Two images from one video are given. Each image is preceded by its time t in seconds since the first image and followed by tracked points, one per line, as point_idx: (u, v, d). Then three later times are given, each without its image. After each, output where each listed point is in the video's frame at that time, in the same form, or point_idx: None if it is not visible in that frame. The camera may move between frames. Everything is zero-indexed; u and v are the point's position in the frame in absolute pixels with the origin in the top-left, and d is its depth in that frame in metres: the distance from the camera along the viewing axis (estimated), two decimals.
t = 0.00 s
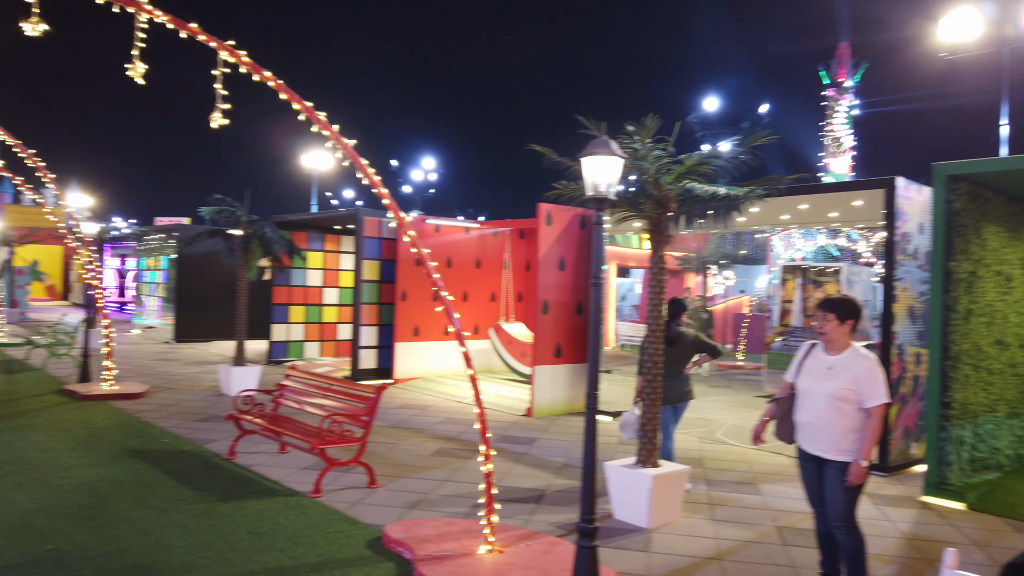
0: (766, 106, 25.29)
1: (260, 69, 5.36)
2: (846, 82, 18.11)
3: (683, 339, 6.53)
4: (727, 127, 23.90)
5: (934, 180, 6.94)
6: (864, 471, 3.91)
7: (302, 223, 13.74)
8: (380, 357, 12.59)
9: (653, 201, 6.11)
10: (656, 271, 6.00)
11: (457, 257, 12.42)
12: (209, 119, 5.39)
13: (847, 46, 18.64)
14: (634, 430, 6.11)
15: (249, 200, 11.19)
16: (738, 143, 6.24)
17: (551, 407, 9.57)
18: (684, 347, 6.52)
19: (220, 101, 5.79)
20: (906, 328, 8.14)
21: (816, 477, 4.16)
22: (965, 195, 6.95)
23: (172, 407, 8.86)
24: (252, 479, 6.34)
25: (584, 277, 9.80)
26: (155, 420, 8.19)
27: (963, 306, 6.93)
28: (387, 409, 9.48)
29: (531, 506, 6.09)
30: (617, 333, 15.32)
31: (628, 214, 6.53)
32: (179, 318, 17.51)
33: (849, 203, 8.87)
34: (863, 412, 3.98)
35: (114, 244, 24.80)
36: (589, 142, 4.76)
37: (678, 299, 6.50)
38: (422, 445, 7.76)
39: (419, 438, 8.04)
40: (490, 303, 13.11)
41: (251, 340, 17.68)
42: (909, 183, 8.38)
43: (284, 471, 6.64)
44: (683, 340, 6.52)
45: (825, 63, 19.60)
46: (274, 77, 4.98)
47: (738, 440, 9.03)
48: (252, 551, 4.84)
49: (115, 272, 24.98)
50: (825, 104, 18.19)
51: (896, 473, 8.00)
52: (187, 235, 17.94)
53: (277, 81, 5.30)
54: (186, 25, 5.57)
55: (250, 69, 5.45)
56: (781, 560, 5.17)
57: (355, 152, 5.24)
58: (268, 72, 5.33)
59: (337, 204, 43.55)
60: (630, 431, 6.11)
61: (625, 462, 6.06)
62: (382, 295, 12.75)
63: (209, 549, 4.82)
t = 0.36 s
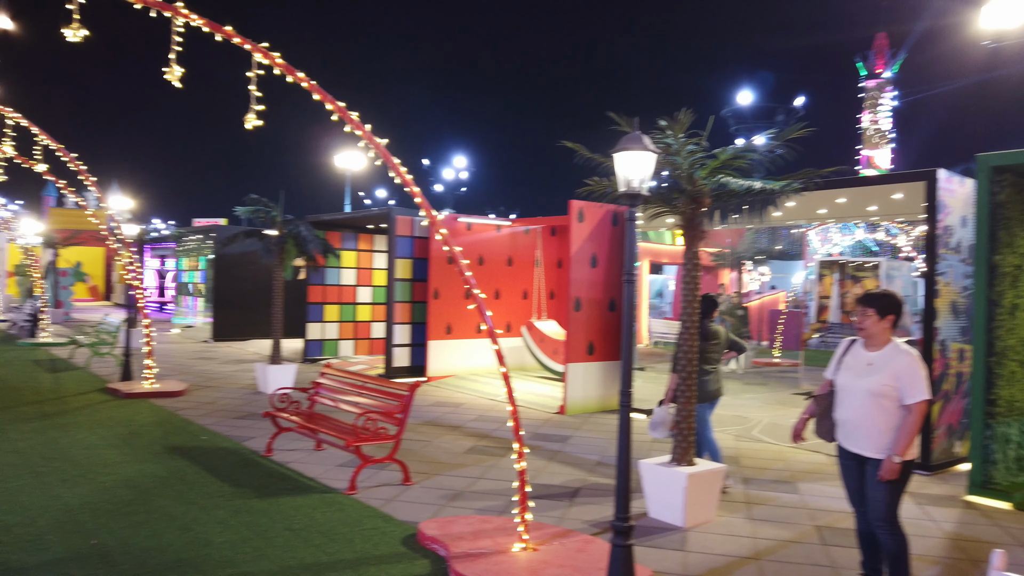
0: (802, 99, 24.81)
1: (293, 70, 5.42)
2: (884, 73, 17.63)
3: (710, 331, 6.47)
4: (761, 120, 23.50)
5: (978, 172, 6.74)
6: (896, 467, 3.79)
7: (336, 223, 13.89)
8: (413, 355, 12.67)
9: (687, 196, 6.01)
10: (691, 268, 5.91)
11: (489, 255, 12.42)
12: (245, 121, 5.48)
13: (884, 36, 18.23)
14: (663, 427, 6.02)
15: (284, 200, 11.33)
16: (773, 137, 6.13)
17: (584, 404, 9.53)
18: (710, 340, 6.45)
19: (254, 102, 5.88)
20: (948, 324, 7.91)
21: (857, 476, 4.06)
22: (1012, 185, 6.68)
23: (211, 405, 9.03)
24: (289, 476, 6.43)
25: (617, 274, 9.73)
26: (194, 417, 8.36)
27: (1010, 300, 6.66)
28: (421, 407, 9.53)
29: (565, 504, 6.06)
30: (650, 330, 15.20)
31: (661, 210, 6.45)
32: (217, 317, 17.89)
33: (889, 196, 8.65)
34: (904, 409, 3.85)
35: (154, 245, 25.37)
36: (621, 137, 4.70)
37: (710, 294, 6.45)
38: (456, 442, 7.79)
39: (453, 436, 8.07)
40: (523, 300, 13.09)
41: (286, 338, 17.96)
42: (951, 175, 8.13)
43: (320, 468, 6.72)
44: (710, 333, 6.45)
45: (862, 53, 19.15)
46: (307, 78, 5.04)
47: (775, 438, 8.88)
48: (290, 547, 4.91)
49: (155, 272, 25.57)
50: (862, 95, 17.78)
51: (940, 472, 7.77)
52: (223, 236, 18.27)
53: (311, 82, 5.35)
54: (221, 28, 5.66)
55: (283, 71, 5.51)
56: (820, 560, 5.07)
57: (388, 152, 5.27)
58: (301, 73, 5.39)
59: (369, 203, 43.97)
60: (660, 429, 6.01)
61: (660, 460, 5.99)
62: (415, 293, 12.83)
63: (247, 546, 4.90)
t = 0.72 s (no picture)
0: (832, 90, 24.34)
1: (320, 70, 5.46)
2: (918, 63, 17.06)
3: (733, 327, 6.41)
4: (791, 113, 23.11)
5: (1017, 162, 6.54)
6: (936, 467, 3.68)
7: (364, 222, 13.99)
8: (441, 352, 12.72)
9: (715, 190, 5.93)
10: (720, 263, 5.83)
11: (516, 252, 12.41)
12: (274, 121, 5.54)
13: (917, 25, 17.79)
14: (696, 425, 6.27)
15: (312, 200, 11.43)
16: (803, 129, 6.03)
17: (613, 401, 9.47)
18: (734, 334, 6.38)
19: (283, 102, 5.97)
20: (986, 318, 7.71)
21: (892, 474, 3.98)
22: None
23: (243, 403, 9.16)
24: (320, 473, 6.50)
25: (644, 270, 9.66)
26: (227, 415, 8.48)
27: None
28: (449, 404, 9.57)
29: (595, 501, 6.04)
30: (679, 326, 15.09)
31: (689, 205, 6.38)
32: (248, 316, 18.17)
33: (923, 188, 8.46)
34: (940, 406, 3.75)
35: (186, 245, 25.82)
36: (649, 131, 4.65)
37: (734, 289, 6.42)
38: (484, 439, 7.80)
39: (481, 433, 8.09)
40: (550, 297, 13.07)
41: (316, 337, 18.16)
42: (988, 165, 7.92)
43: (350, 465, 6.77)
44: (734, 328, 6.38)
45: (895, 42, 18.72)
46: (335, 78, 5.08)
47: (807, 435, 8.75)
48: (320, 544, 4.96)
49: (187, 272, 26.02)
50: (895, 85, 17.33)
51: (978, 469, 7.59)
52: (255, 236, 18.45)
53: (338, 82, 5.39)
54: (249, 30, 5.73)
55: (311, 71, 5.56)
56: (855, 558, 4.97)
57: (414, 150, 5.28)
58: (328, 73, 5.43)
59: (396, 202, 44.21)
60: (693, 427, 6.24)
61: (689, 458, 5.93)
62: (442, 291, 12.88)
63: (279, 542, 4.96)
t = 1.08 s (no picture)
0: (862, 82, 23.86)
1: (346, 69, 5.50)
2: (949, 54, 16.57)
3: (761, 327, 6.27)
4: (820, 105, 22.72)
5: None
6: (976, 465, 3.59)
7: (389, 221, 14.07)
8: (467, 349, 12.75)
9: (743, 184, 5.84)
10: (748, 258, 5.76)
11: (541, 249, 12.39)
12: (301, 120, 5.60)
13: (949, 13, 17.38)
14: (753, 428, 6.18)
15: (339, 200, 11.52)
16: (833, 121, 5.93)
17: (640, 398, 9.40)
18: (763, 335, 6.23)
19: (309, 102, 6.03)
20: (1023, 312, 7.52)
21: (923, 471, 3.89)
22: None
23: (272, 401, 9.27)
24: (348, 470, 6.55)
25: (671, 265, 9.58)
26: (256, 412, 8.59)
27: None
28: (475, 401, 9.59)
29: (623, 498, 6.01)
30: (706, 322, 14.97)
31: (716, 199, 6.31)
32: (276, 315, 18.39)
33: (957, 180, 8.28)
34: (974, 402, 3.66)
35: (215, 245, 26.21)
36: (675, 125, 4.60)
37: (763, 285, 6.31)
38: (511, 436, 7.80)
39: (507, 430, 8.09)
40: (576, 294, 13.02)
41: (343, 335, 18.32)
42: None
43: (378, 462, 6.82)
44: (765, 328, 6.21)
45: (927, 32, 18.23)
46: (360, 77, 5.11)
47: (838, 431, 8.62)
48: (349, 540, 5.00)
49: (217, 272, 26.41)
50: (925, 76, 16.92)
51: (1015, 466, 7.40)
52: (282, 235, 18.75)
53: (363, 81, 5.42)
54: (276, 31, 5.78)
55: (336, 70, 5.60)
56: (888, 557, 4.88)
57: (440, 148, 5.29)
58: (354, 72, 5.47)
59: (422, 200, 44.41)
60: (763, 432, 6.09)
61: (718, 455, 5.87)
62: (468, 288, 12.91)
63: (309, 538, 5.01)
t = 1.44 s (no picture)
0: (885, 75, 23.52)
1: (364, 70, 5.52)
2: (974, 46, 16.42)
3: (801, 324, 6.14)
4: (842, 100, 22.44)
5: None
6: (998, 465, 3.52)
7: (408, 220, 14.11)
8: (486, 348, 12.76)
9: (763, 180, 5.79)
10: (769, 254, 5.71)
11: (559, 247, 12.37)
12: (320, 121, 5.65)
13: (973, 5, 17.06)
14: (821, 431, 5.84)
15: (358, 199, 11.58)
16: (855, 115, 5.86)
17: (660, 396, 9.35)
18: (804, 332, 6.11)
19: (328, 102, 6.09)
20: None
21: (944, 470, 3.83)
22: None
23: (294, 399, 9.35)
24: (369, 468, 6.59)
25: (691, 262, 9.51)
26: (278, 411, 8.67)
27: None
28: (495, 400, 9.60)
29: (643, 497, 5.98)
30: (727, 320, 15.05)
31: (736, 196, 6.24)
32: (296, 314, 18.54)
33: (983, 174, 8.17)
34: (997, 401, 3.59)
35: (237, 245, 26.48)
36: (694, 121, 4.57)
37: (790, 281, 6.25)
38: (531, 435, 7.80)
39: (527, 428, 8.08)
40: (595, 292, 12.98)
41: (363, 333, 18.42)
42: None
43: (398, 460, 6.85)
44: (807, 325, 6.10)
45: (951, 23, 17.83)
46: (378, 77, 5.14)
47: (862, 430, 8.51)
48: (370, 538, 5.04)
49: (239, 271, 26.66)
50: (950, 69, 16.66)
51: None
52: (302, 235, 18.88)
53: (381, 80, 5.45)
54: (294, 32, 5.82)
55: (354, 70, 5.63)
56: (913, 556, 4.81)
57: (457, 147, 5.29)
58: (372, 72, 5.49)
59: (440, 199, 44.53)
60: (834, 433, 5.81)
61: (740, 453, 5.82)
62: (487, 287, 12.93)
63: (330, 536, 5.05)
